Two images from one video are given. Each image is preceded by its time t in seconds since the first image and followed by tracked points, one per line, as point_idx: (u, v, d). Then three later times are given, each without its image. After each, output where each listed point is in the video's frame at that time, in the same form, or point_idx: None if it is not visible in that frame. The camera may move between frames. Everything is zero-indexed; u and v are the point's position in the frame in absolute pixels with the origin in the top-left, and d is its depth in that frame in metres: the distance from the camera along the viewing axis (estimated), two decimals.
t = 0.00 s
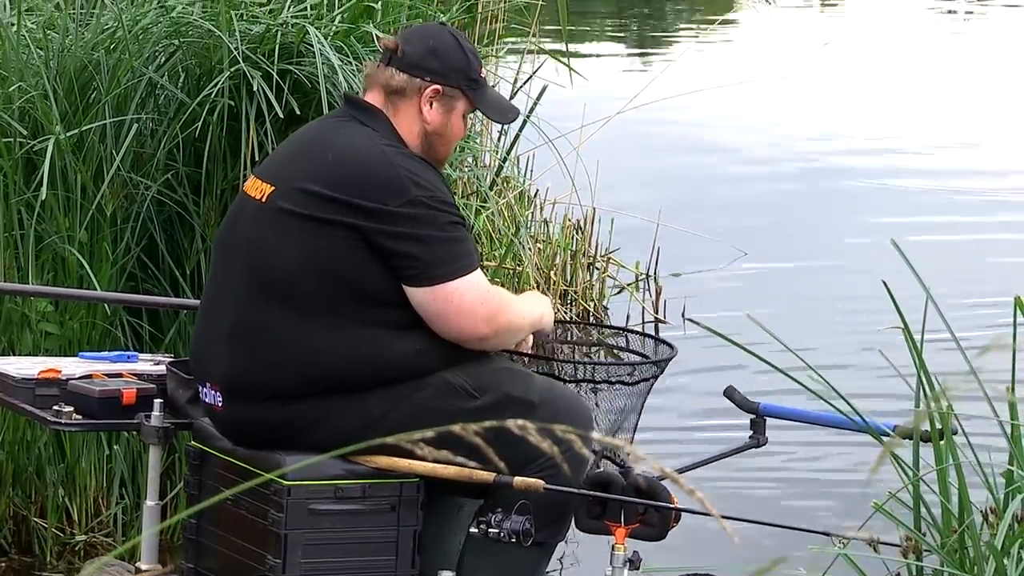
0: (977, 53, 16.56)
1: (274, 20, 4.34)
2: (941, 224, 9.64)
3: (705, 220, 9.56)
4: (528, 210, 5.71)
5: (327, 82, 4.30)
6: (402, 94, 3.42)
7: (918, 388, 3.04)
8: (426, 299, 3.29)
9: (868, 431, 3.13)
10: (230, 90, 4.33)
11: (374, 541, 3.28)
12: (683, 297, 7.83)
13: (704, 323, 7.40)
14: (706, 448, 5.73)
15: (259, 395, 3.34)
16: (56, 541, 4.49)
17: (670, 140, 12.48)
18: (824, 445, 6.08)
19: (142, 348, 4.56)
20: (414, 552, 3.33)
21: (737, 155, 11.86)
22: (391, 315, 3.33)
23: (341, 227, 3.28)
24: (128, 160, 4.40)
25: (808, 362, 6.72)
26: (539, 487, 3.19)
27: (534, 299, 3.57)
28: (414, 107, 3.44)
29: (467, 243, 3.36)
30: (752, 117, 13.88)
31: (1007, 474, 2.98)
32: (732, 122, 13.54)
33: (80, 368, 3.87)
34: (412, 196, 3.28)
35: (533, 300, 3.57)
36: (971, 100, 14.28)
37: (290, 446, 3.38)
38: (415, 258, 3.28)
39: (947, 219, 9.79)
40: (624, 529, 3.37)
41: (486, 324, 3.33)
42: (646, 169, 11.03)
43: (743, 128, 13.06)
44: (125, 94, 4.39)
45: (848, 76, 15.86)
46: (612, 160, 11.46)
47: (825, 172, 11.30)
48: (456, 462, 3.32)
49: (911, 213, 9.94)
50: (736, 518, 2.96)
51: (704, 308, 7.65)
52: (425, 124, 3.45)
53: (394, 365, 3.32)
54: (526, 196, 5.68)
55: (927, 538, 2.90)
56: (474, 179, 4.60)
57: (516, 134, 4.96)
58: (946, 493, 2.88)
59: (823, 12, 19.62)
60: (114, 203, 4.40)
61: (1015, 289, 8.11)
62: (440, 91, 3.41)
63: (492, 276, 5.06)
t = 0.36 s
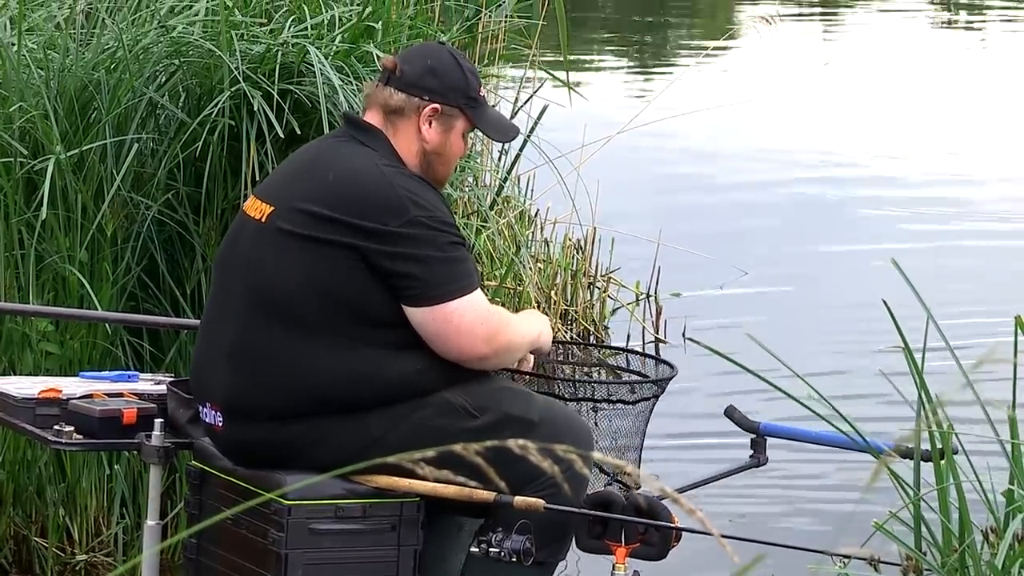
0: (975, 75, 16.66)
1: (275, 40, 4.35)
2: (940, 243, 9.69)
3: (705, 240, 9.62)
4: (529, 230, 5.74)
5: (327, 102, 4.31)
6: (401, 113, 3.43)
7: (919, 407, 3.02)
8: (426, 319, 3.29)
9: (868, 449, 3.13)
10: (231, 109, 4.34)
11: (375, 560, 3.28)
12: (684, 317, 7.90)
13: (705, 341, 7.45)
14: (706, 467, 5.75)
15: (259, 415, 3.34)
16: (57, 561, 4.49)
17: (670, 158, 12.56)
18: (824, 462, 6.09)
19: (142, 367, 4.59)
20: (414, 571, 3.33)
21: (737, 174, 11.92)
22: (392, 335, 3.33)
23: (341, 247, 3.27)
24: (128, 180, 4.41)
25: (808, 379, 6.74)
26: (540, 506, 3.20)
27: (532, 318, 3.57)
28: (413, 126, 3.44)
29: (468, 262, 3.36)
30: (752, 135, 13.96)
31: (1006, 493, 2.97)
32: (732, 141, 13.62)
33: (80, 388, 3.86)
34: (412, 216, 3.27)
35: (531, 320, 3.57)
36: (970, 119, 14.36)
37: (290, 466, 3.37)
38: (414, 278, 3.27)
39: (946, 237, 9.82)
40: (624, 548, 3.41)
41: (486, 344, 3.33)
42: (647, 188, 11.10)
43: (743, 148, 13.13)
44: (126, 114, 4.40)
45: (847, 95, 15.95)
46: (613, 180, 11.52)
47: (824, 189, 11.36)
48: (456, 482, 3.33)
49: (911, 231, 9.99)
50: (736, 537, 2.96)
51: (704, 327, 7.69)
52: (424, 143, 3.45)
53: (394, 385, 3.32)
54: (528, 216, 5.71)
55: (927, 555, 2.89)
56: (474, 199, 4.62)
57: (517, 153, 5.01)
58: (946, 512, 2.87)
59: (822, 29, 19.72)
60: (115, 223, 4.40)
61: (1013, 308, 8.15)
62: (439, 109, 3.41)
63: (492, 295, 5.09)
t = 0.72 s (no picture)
0: (976, 85, 16.70)
1: (275, 51, 4.35)
2: (941, 252, 9.71)
3: (706, 251, 9.64)
4: (529, 241, 5.76)
5: (328, 113, 4.31)
6: (386, 120, 3.45)
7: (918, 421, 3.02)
8: (428, 330, 3.29)
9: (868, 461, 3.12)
10: (231, 120, 4.35)
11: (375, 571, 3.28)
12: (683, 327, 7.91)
13: (705, 349, 7.46)
14: (707, 476, 5.75)
15: (259, 426, 3.34)
16: (57, 572, 4.49)
17: (671, 168, 12.58)
18: (824, 471, 6.09)
19: (142, 379, 4.60)
20: None
21: (737, 183, 11.95)
22: (392, 347, 3.33)
23: (341, 259, 3.27)
24: (128, 191, 4.41)
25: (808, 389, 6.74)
26: (540, 518, 3.20)
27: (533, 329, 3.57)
28: (399, 131, 3.45)
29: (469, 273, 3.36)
30: (752, 145, 13.99)
31: (1006, 504, 2.97)
32: (734, 150, 13.64)
33: (81, 399, 3.86)
34: (412, 227, 3.28)
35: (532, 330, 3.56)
36: (971, 128, 14.38)
37: (291, 477, 3.37)
38: (415, 289, 3.27)
39: (947, 247, 9.84)
40: (624, 559, 3.47)
41: (488, 355, 3.33)
42: (647, 199, 11.13)
43: (743, 158, 13.17)
44: (126, 125, 4.41)
45: (846, 104, 15.98)
46: (613, 190, 11.55)
47: (825, 198, 11.38)
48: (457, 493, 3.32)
49: (911, 240, 10.01)
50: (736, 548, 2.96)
51: (705, 337, 7.70)
52: (411, 148, 3.45)
53: (394, 396, 3.32)
54: (528, 228, 5.72)
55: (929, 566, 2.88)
56: (474, 210, 4.64)
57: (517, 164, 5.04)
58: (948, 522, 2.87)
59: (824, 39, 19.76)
60: (115, 234, 4.40)
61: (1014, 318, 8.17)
62: (418, 113, 3.42)
63: (492, 306, 5.10)
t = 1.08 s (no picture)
0: (976, 87, 16.71)
1: (275, 53, 4.35)
2: (941, 254, 9.72)
3: (706, 253, 9.65)
4: (529, 243, 5.77)
5: (327, 115, 4.31)
6: (379, 122, 3.48)
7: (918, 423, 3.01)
8: (430, 334, 3.29)
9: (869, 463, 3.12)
10: (231, 122, 4.35)
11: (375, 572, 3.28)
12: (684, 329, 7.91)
13: (705, 351, 7.47)
14: (707, 478, 5.75)
15: (259, 428, 3.34)
16: (57, 573, 4.50)
17: (672, 170, 12.59)
18: (825, 473, 6.10)
19: (143, 380, 4.60)
20: None
21: (738, 185, 11.96)
22: (393, 350, 3.33)
23: (342, 262, 3.27)
24: (128, 193, 4.42)
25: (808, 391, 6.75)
26: (540, 520, 3.19)
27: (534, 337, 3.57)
28: (390, 132, 3.46)
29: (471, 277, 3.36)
30: (753, 147, 14.00)
31: (1007, 506, 2.96)
32: (735, 153, 13.66)
33: (81, 400, 3.86)
34: (413, 232, 3.28)
35: (533, 339, 3.56)
36: (971, 131, 14.40)
37: (291, 479, 3.37)
38: (416, 294, 3.27)
39: (947, 249, 9.84)
40: (624, 560, 3.46)
41: (490, 360, 3.34)
42: (648, 201, 11.14)
43: (744, 160, 13.18)
44: (125, 127, 4.41)
45: (847, 105, 15.99)
46: (614, 192, 11.56)
47: (825, 200, 11.39)
48: (457, 495, 3.32)
49: (911, 243, 10.02)
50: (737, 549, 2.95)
51: (706, 338, 7.70)
52: (402, 148, 3.46)
53: (395, 399, 3.32)
54: (528, 230, 5.73)
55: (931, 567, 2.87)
56: (474, 213, 4.66)
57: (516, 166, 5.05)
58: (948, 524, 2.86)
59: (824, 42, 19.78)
60: (115, 236, 4.41)
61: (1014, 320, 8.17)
62: (407, 111, 3.43)
63: (492, 308, 5.10)
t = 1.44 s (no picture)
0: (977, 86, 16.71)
1: (276, 52, 4.35)
2: (941, 253, 9.71)
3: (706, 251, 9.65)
4: (531, 242, 5.77)
5: (328, 114, 4.30)
6: (385, 122, 3.48)
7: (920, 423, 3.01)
8: (432, 334, 3.29)
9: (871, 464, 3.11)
10: (232, 121, 4.35)
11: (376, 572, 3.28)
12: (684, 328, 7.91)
13: (706, 350, 7.48)
14: (707, 477, 5.75)
15: (262, 427, 3.34)
16: (58, 572, 4.50)
17: (672, 169, 12.60)
18: (825, 472, 6.09)
19: (144, 379, 4.61)
20: None
21: (738, 184, 11.96)
22: (394, 349, 3.32)
23: (346, 263, 3.27)
24: (129, 192, 4.42)
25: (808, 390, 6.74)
26: (541, 519, 3.19)
27: (539, 337, 3.57)
28: (396, 132, 3.46)
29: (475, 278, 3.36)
30: (753, 146, 14.00)
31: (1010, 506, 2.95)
32: (736, 152, 13.66)
33: (83, 399, 3.86)
34: (416, 233, 3.27)
35: (538, 338, 3.56)
36: (972, 129, 14.39)
37: (293, 478, 3.37)
38: (419, 295, 3.27)
39: (947, 247, 9.84)
40: (625, 560, 3.41)
41: (493, 360, 3.33)
42: (648, 200, 11.14)
43: (745, 159, 13.18)
44: (126, 126, 4.42)
45: (847, 104, 16.00)
46: (615, 190, 11.56)
47: (825, 199, 11.39)
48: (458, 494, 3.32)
49: (911, 241, 10.02)
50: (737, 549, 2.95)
51: (707, 338, 7.70)
52: (408, 148, 3.46)
53: (396, 398, 3.32)
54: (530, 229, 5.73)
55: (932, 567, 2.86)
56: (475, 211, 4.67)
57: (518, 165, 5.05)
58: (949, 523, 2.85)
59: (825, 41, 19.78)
60: (117, 234, 4.41)
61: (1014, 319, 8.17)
62: (412, 111, 3.44)
63: (493, 306, 5.10)
